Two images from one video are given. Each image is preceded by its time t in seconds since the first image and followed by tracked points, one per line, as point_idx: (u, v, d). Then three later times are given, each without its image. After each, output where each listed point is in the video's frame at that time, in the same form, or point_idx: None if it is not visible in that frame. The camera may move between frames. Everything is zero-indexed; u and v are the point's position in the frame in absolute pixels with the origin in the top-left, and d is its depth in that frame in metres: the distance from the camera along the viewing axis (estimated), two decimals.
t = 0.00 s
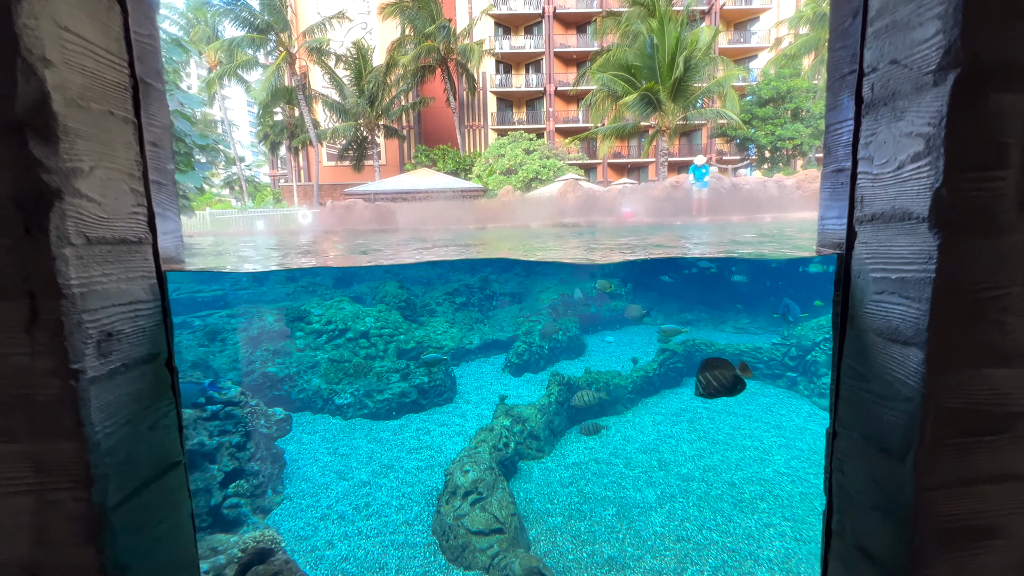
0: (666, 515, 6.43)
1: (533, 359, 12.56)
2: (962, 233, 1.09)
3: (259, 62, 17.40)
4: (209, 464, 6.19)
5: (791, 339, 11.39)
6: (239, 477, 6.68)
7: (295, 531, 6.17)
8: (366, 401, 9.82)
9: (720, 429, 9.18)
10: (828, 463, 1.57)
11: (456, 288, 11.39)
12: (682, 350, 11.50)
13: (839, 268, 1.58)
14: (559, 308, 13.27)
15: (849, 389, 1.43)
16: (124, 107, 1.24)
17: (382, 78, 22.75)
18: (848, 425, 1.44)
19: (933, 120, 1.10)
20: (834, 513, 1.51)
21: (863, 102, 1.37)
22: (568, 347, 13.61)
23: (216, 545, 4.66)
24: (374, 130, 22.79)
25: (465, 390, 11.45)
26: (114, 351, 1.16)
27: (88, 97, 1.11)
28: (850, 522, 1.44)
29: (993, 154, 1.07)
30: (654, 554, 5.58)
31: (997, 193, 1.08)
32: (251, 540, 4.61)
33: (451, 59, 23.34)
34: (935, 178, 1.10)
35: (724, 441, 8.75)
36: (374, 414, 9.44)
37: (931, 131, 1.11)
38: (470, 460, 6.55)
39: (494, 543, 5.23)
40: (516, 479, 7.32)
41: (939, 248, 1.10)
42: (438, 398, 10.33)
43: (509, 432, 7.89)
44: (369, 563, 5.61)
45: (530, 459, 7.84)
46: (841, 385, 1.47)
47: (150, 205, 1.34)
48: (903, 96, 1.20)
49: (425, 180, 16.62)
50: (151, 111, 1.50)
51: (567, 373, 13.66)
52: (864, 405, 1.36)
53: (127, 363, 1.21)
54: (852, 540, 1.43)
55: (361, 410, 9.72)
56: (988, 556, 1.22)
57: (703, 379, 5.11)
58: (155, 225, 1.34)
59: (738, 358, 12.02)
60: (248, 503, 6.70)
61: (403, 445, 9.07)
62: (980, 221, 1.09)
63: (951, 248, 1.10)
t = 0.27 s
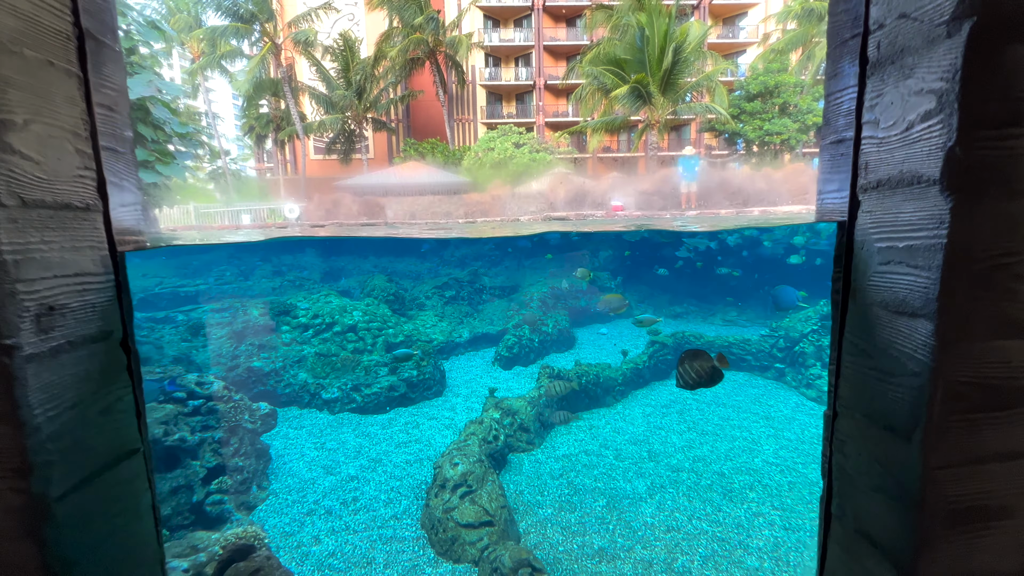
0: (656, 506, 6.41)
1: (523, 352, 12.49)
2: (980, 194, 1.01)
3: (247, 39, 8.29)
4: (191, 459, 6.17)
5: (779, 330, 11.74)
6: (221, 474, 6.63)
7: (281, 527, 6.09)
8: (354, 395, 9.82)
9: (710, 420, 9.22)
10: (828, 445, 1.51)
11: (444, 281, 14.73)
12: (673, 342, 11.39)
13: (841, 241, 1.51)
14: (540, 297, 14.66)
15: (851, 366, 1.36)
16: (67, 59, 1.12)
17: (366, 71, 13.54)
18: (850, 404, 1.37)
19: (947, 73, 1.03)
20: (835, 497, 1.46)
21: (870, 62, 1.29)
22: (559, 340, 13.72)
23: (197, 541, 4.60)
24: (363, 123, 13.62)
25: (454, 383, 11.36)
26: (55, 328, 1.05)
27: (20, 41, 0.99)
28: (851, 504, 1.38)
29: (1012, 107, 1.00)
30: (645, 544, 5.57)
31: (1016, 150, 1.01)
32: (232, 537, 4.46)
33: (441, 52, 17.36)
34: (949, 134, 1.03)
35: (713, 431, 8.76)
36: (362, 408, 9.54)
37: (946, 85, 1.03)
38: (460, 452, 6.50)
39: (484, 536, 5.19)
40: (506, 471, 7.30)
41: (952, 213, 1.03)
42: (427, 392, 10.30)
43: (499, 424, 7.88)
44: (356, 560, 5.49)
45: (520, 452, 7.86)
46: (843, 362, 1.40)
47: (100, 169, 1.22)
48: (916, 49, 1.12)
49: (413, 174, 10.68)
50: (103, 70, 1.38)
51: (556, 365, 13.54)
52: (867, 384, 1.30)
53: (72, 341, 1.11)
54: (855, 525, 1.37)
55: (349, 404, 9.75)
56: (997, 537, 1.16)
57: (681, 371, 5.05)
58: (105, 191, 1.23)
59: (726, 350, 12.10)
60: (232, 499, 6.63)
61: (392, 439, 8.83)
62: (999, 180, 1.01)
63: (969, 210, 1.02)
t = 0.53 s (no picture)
0: (646, 497, 6.41)
1: (513, 346, 12.49)
2: (988, 159, 0.97)
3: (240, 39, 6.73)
4: (174, 457, 6.17)
5: (767, 324, 12.01)
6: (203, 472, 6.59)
7: (266, 525, 5.97)
8: (342, 390, 9.71)
9: (699, 412, 9.25)
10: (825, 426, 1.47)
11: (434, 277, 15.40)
12: (661, 336, 11.65)
13: (839, 218, 1.47)
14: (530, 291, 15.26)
15: (851, 344, 1.32)
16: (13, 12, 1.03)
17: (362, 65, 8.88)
18: (850, 382, 1.33)
19: (955, 32, 0.98)
20: (832, 479, 1.42)
21: (872, 29, 1.25)
22: (549, 334, 13.72)
23: (179, 539, 4.54)
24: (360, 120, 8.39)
25: (443, 378, 11.26)
26: (4, 301, 0.98)
27: None
28: (849, 485, 1.34)
29: (1021, 67, 0.96)
30: (635, 535, 5.56)
31: None
32: (213, 535, 4.37)
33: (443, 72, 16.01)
34: (957, 97, 0.98)
35: (703, 423, 8.79)
36: (351, 403, 9.50)
37: (955, 45, 0.99)
38: (450, 446, 6.56)
39: (474, 530, 5.27)
40: (496, 465, 7.28)
41: (961, 176, 0.98)
42: (416, 388, 10.23)
43: (488, 418, 7.89)
44: (345, 555, 5.35)
45: (510, 445, 7.85)
46: (843, 341, 1.37)
47: (55, 132, 1.14)
48: (922, 10, 1.07)
49: (411, 170, 6.34)
50: (60, 31, 1.28)
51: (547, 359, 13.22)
52: (869, 359, 1.25)
53: (24, 315, 1.04)
54: (854, 506, 1.33)
55: (337, 399, 9.62)
56: (998, 515, 1.13)
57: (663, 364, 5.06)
58: (61, 155, 1.16)
59: (714, 344, 12.21)
60: (216, 496, 6.53)
61: (381, 433, 8.53)
62: (1007, 143, 0.97)
63: (979, 175, 0.97)
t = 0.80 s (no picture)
0: (638, 491, 6.42)
1: (503, 342, 12.45)
2: (999, 126, 0.94)
3: (216, 25, 5.04)
4: (158, 455, 6.08)
5: (756, 319, 12.17)
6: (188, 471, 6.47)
7: (254, 523, 5.87)
8: (331, 387, 9.59)
9: (689, 406, 9.30)
10: (826, 408, 1.45)
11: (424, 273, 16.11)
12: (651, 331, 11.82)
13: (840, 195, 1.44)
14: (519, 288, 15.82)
15: (855, 323, 1.29)
16: None
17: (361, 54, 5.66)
18: (853, 362, 1.31)
19: None
20: (834, 462, 1.40)
21: None
22: (539, 330, 13.69)
23: (164, 539, 4.45)
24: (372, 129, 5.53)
25: (434, 374, 11.16)
26: None
27: None
28: (852, 468, 1.32)
29: None
30: (627, 529, 5.55)
31: None
32: (198, 533, 4.26)
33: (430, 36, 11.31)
34: (967, 63, 0.95)
35: (693, 417, 8.83)
36: (340, 400, 9.40)
37: (967, 8, 0.96)
38: (440, 441, 6.66)
39: (466, 524, 5.29)
40: (487, 460, 7.27)
41: (972, 143, 0.95)
42: (406, 383, 10.14)
43: (479, 414, 7.89)
44: (334, 552, 5.26)
45: (502, 441, 7.85)
46: (845, 320, 1.34)
47: (15, 101, 1.12)
48: None
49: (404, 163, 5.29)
50: None
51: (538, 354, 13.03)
52: (872, 338, 1.23)
53: None
54: (856, 487, 1.30)
55: (326, 396, 9.50)
56: (1004, 494, 1.11)
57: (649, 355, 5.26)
58: (24, 122, 1.15)
59: (704, 339, 12.31)
60: (202, 495, 6.39)
61: (371, 430, 8.40)
62: (1019, 109, 0.94)
63: (990, 143, 0.94)
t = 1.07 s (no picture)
0: (632, 486, 6.41)
1: (496, 339, 12.39)
2: None
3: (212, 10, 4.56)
4: (145, 456, 5.99)
5: (747, 315, 12.26)
6: (176, 471, 6.33)
7: (245, 523, 5.77)
8: (322, 385, 9.47)
9: (682, 401, 9.33)
10: (834, 394, 1.42)
11: (415, 272, 16.14)
12: (644, 327, 11.91)
13: (847, 177, 1.41)
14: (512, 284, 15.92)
15: (866, 306, 1.27)
16: None
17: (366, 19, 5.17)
18: (864, 345, 1.28)
19: None
20: (843, 449, 1.37)
21: None
22: (532, 327, 13.67)
23: (151, 540, 4.35)
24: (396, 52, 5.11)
25: (426, 371, 11.09)
26: None
27: None
28: (861, 454, 1.30)
29: None
30: (622, 524, 5.53)
31: None
32: (188, 532, 4.19)
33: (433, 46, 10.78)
34: (985, 34, 0.92)
35: (686, 412, 8.85)
36: (332, 398, 9.28)
37: None
38: (434, 438, 6.66)
39: (460, 521, 5.24)
40: (481, 456, 7.24)
41: (992, 115, 0.92)
42: (398, 381, 10.05)
43: (473, 411, 7.85)
44: (326, 550, 5.18)
45: (495, 437, 7.81)
46: (855, 303, 1.32)
47: None
48: None
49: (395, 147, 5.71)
50: None
51: (531, 351, 13.02)
52: (884, 320, 1.20)
53: None
54: (866, 474, 1.28)
55: (317, 395, 9.37)
56: (1018, 478, 1.09)
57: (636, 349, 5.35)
58: None
59: (696, 335, 12.38)
60: (192, 495, 6.24)
61: (363, 428, 8.32)
62: None
63: (1014, 115, 0.91)
